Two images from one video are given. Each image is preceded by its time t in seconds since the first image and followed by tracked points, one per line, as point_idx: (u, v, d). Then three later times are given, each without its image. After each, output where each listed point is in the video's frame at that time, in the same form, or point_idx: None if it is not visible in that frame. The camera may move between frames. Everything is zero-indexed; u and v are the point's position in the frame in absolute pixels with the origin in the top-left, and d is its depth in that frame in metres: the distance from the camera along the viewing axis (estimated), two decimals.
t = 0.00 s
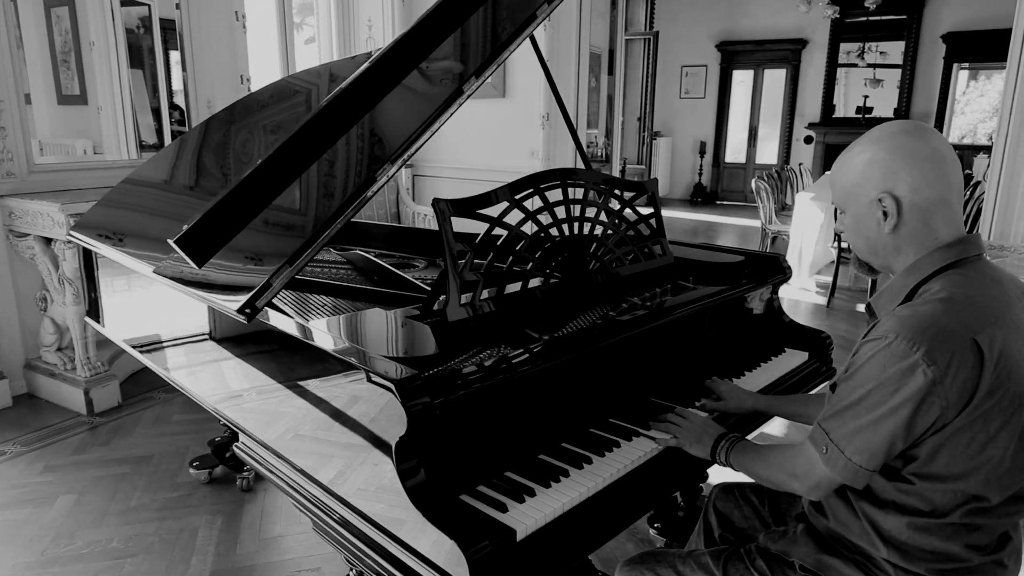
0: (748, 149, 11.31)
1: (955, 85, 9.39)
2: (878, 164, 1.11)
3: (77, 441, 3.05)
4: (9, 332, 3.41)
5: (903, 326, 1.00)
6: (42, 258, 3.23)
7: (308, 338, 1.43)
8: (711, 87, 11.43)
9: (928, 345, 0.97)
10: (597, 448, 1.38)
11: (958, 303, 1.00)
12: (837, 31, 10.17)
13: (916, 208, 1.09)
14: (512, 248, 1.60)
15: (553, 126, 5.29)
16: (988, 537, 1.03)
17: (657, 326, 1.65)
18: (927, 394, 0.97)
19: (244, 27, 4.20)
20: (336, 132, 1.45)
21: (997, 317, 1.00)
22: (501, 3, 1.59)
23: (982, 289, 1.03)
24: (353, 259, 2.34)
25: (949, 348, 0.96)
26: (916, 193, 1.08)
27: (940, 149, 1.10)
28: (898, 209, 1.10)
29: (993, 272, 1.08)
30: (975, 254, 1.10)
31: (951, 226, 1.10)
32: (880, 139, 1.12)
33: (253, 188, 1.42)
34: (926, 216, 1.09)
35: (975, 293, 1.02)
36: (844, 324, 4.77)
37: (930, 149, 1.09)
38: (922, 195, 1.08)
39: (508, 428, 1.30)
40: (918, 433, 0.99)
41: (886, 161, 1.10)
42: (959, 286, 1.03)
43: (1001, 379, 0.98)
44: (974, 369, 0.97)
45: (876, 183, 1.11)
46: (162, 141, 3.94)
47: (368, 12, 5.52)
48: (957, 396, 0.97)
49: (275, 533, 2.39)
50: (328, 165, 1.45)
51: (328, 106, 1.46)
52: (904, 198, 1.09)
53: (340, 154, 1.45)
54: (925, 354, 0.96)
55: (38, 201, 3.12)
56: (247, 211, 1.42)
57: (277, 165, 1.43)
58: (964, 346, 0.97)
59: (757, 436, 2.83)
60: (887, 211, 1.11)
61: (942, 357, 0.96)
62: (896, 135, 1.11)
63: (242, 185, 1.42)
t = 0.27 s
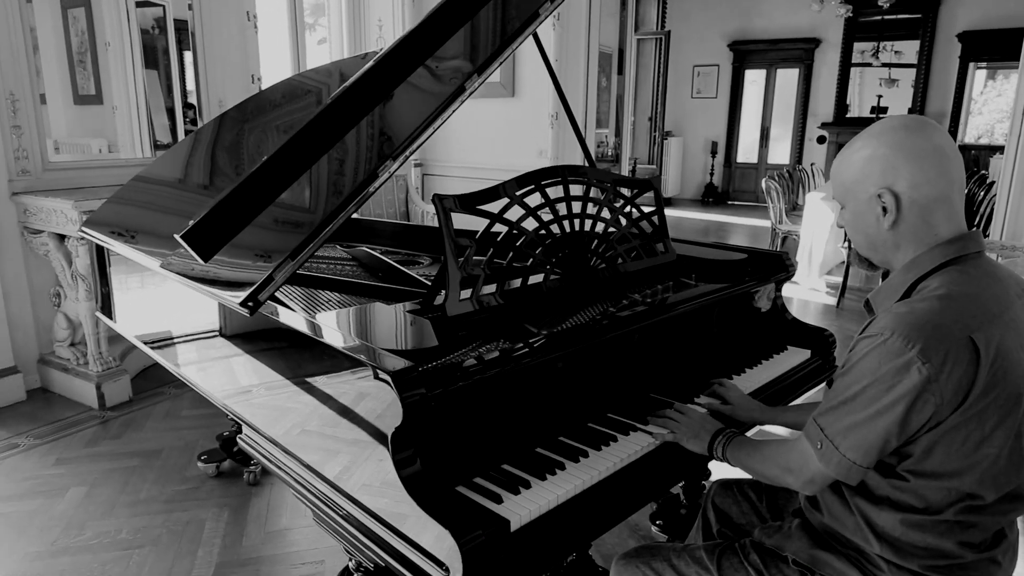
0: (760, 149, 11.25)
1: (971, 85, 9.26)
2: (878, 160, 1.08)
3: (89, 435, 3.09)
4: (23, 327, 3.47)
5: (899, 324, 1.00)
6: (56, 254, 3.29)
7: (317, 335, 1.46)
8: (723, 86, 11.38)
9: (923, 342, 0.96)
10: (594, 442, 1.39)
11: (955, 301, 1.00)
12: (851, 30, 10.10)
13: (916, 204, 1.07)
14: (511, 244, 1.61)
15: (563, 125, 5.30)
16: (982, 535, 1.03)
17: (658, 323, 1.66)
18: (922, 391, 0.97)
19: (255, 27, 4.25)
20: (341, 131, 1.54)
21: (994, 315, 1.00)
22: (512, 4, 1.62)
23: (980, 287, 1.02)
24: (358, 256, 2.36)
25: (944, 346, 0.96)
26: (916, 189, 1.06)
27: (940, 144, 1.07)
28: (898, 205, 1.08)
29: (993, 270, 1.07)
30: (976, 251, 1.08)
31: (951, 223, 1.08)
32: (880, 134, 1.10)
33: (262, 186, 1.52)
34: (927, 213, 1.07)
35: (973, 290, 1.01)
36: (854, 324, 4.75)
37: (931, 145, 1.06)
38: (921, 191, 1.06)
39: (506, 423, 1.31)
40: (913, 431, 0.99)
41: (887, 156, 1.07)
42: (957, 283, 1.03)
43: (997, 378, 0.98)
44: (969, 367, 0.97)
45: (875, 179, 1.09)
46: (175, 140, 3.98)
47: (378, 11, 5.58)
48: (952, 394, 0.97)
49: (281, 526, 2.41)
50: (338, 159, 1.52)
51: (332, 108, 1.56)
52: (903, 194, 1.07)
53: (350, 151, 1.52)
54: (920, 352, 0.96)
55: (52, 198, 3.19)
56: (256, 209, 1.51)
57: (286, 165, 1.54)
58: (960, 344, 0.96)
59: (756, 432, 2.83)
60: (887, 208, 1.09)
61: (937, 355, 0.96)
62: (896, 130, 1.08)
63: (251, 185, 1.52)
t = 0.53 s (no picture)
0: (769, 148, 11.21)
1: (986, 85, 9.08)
2: (872, 155, 1.05)
3: (96, 430, 3.13)
4: (33, 323, 3.52)
5: (885, 320, 0.98)
6: (65, 251, 3.33)
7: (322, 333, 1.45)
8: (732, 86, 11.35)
9: (909, 339, 0.94)
10: (585, 437, 1.40)
11: (944, 297, 0.97)
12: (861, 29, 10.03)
13: (906, 200, 1.04)
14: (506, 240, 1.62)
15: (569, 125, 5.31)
16: (969, 532, 1.01)
17: (653, 319, 1.66)
18: (907, 388, 0.95)
19: (263, 27, 4.29)
20: (346, 125, 1.51)
21: (985, 312, 0.97)
22: (519, 3, 1.64)
23: (971, 283, 0.99)
24: (359, 253, 2.38)
25: (930, 343, 0.94)
26: (906, 185, 1.04)
27: (935, 139, 1.04)
28: (888, 200, 1.05)
29: (986, 266, 1.04)
30: (967, 248, 1.05)
31: (943, 219, 1.05)
32: (876, 127, 1.06)
33: (265, 180, 1.44)
34: (918, 209, 1.04)
35: (963, 287, 0.98)
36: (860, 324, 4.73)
37: (925, 140, 1.03)
38: (913, 187, 1.03)
39: (495, 417, 1.32)
40: (899, 428, 0.97)
41: (880, 151, 1.04)
42: (947, 279, 1.00)
43: (986, 375, 0.95)
44: (956, 365, 0.94)
45: (867, 173, 1.06)
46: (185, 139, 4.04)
47: (386, 11, 5.60)
48: (938, 391, 0.95)
49: (283, 521, 2.44)
50: (345, 153, 1.50)
51: (338, 101, 1.51)
52: (894, 188, 1.04)
53: (356, 150, 1.51)
54: (906, 349, 0.94)
55: (61, 196, 3.23)
56: (257, 203, 1.44)
57: (290, 158, 1.46)
58: (946, 342, 0.94)
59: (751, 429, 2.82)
60: (877, 203, 1.06)
61: (922, 352, 0.94)
62: (891, 125, 1.05)
63: (250, 181, 1.43)
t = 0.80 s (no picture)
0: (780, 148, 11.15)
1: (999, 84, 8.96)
2: (861, 154, 1.05)
3: (104, 425, 3.17)
4: (43, 320, 3.57)
5: (873, 320, 0.97)
6: (74, 249, 3.37)
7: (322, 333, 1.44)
8: (742, 85, 11.30)
9: (897, 339, 0.93)
10: (579, 434, 1.41)
11: (933, 297, 0.96)
12: (873, 28, 9.96)
13: (895, 200, 1.03)
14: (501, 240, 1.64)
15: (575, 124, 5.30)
16: (956, 531, 1.01)
17: (650, 318, 1.66)
18: (895, 389, 0.94)
19: (271, 27, 4.33)
20: (348, 123, 1.53)
21: (973, 312, 0.96)
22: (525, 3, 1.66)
23: (960, 283, 0.98)
24: (361, 251, 2.40)
25: (918, 343, 0.93)
26: (896, 184, 1.03)
27: (926, 137, 1.04)
28: (877, 199, 1.04)
29: (977, 266, 1.03)
30: (959, 248, 1.04)
31: (934, 219, 1.04)
32: (866, 126, 1.06)
33: (267, 179, 1.48)
34: (908, 209, 1.03)
35: (953, 288, 0.97)
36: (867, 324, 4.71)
37: (915, 140, 1.03)
38: (902, 187, 1.02)
39: (487, 415, 1.33)
40: (886, 429, 0.96)
41: (868, 151, 1.04)
42: (937, 279, 0.99)
43: (973, 376, 0.94)
44: (944, 365, 0.93)
45: (857, 172, 1.05)
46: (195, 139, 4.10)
47: (394, 12, 5.62)
48: (926, 392, 0.94)
49: (286, 516, 2.46)
50: (352, 140, 1.53)
51: (339, 100, 1.53)
52: (882, 188, 1.04)
53: (363, 149, 1.53)
54: (894, 349, 0.93)
55: (70, 194, 3.28)
56: (259, 201, 1.47)
57: (291, 157, 1.50)
58: (934, 342, 0.93)
59: (747, 428, 2.83)
60: (867, 202, 1.05)
61: (911, 352, 0.93)
62: (880, 124, 1.05)
63: (250, 179, 1.48)
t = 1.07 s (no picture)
0: (794, 148, 11.08)
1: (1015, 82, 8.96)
2: (859, 151, 1.04)
3: (116, 420, 3.22)
4: (57, 316, 3.62)
5: (868, 318, 0.96)
6: (88, 246, 3.42)
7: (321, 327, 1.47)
8: (756, 85, 11.23)
9: (891, 337, 0.93)
10: (576, 433, 1.42)
11: (928, 296, 0.95)
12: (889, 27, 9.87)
13: (892, 198, 1.02)
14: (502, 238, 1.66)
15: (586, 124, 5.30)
16: (950, 532, 1.00)
17: (650, 317, 1.66)
18: (889, 388, 0.93)
19: (283, 27, 4.36)
20: (355, 120, 1.54)
21: (969, 310, 0.95)
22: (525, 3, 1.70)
23: (956, 282, 0.98)
24: (367, 250, 2.41)
25: (912, 342, 0.92)
26: (893, 182, 1.02)
27: (925, 135, 1.03)
28: (874, 197, 1.03)
29: (974, 265, 1.02)
30: (956, 246, 1.03)
31: (931, 217, 1.03)
32: (864, 124, 1.05)
33: (273, 177, 1.50)
34: (904, 207, 1.02)
35: (948, 287, 0.97)
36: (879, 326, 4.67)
37: (913, 138, 1.01)
38: (898, 185, 1.01)
39: (484, 411, 1.34)
40: (881, 428, 0.95)
41: (866, 148, 1.03)
42: (933, 278, 0.98)
43: (969, 374, 0.93)
44: (939, 364, 0.92)
45: (854, 169, 1.05)
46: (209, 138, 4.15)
47: (405, 12, 5.64)
48: (921, 391, 0.93)
49: (291, 511, 2.49)
50: (365, 136, 1.54)
51: (343, 100, 1.54)
52: (879, 186, 1.03)
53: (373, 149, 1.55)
54: (888, 348, 0.92)
55: (83, 193, 3.32)
56: (264, 198, 1.49)
57: (295, 156, 1.53)
58: (929, 341, 0.92)
59: (753, 428, 2.82)
60: (864, 200, 1.04)
61: (905, 351, 0.92)
62: (879, 122, 1.03)
63: (256, 177, 1.51)
